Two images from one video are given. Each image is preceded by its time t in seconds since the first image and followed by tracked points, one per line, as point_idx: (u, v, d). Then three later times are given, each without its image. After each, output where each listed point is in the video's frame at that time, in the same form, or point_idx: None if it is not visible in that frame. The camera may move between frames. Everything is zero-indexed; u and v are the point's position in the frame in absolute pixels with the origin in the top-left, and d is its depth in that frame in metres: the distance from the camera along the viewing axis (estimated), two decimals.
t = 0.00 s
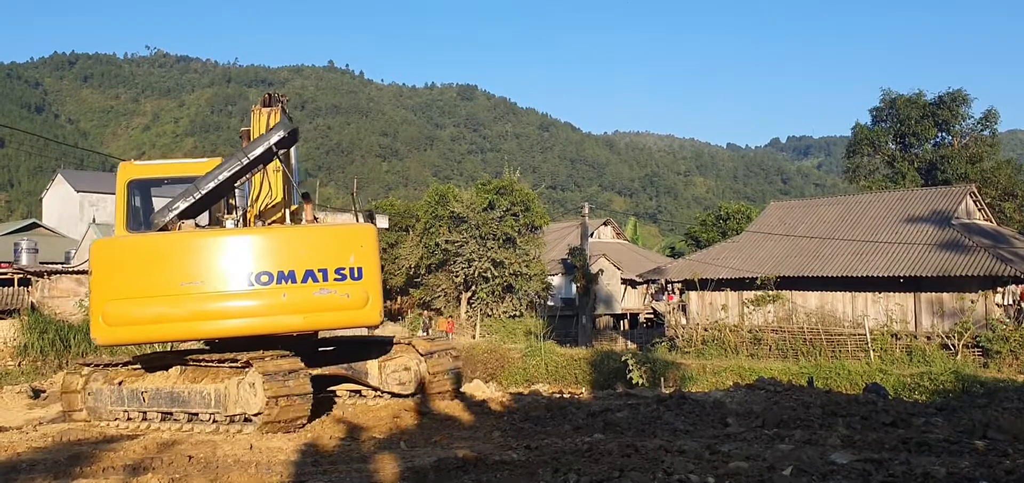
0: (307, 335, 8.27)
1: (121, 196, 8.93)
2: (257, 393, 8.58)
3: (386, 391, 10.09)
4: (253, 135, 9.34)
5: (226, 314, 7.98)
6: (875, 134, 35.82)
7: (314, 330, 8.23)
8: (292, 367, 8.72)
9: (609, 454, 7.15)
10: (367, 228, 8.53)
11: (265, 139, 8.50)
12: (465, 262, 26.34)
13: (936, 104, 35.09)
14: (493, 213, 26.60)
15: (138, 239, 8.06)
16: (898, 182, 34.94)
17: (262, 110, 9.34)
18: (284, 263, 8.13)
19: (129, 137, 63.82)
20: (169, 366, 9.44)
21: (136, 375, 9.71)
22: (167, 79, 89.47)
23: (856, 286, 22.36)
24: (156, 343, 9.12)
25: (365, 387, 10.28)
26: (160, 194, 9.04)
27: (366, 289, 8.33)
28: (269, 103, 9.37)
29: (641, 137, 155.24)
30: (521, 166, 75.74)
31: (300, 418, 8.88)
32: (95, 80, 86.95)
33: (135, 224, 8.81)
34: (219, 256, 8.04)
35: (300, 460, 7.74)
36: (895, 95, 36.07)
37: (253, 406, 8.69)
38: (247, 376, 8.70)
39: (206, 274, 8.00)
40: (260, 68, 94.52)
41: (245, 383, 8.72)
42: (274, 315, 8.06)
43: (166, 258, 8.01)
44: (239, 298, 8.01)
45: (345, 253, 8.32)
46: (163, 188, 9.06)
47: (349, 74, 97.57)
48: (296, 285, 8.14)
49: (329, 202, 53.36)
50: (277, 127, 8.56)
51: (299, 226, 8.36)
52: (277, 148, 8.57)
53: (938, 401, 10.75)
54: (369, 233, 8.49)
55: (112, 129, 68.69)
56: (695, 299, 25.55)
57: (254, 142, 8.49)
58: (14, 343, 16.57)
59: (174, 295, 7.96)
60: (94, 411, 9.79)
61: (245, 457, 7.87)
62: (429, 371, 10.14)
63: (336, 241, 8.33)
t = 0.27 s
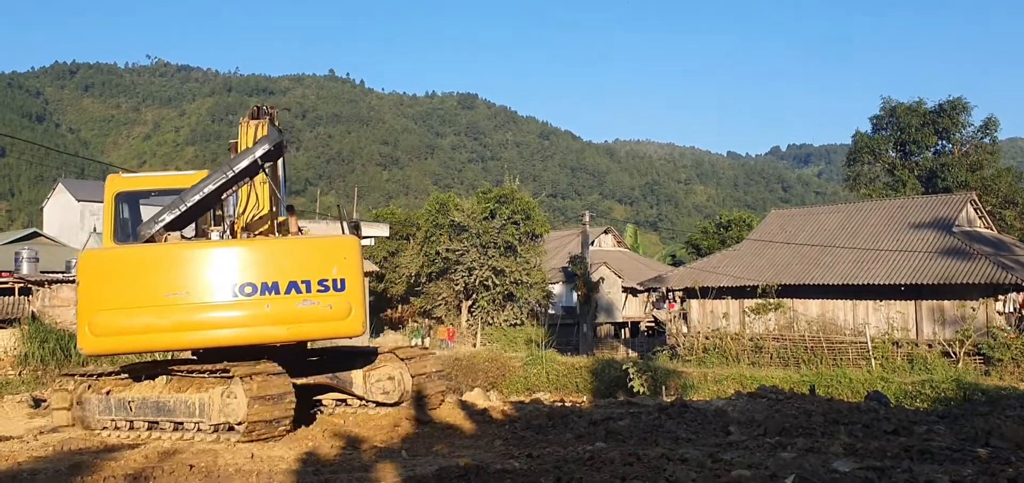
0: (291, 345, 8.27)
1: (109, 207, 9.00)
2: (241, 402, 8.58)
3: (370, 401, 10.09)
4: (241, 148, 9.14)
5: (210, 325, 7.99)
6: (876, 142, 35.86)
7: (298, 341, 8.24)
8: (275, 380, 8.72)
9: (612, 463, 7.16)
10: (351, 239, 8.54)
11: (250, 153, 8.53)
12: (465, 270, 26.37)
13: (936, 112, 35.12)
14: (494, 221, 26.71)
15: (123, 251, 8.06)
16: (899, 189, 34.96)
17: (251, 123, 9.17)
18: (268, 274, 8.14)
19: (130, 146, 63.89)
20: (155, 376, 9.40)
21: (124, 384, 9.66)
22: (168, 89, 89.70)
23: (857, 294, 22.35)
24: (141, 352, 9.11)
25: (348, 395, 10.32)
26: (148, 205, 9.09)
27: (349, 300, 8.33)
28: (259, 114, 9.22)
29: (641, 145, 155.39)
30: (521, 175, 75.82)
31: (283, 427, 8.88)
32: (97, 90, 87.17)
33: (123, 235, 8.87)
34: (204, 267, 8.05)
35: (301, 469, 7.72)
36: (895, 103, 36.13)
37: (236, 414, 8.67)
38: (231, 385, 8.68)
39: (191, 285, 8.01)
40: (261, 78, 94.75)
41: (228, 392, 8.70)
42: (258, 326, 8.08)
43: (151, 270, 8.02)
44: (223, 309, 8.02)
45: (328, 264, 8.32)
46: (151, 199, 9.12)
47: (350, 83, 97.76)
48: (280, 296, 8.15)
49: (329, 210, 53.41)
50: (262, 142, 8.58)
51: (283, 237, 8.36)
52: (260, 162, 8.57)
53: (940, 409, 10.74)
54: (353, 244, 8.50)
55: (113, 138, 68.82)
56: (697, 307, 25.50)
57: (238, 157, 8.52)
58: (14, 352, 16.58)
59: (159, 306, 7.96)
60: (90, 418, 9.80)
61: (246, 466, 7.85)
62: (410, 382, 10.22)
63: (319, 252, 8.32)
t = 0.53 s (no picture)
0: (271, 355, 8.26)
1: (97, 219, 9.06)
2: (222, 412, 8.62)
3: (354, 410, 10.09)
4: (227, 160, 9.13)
5: (191, 335, 7.99)
6: (874, 150, 35.91)
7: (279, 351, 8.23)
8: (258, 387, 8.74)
9: (612, 471, 7.16)
10: (332, 250, 8.53)
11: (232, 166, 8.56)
12: (465, 279, 26.42)
13: (935, 120, 35.15)
14: (494, 229, 26.57)
15: (107, 262, 8.10)
16: (898, 197, 34.99)
17: (236, 136, 9.16)
18: (249, 285, 8.14)
19: (130, 155, 63.98)
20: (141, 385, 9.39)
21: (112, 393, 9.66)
22: (168, 98, 89.88)
23: (857, 302, 22.35)
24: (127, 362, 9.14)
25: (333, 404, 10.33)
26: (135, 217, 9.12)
27: (329, 310, 8.32)
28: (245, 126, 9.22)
29: (640, 153, 155.51)
30: (520, 183, 75.88)
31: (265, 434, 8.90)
32: (97, 99, 87.34)
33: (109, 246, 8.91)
34: (185, 279, 8.06)
35: (301, 478, 7.72)
36: (894, 111, 36.17)
37: (219, 423, 8.71)
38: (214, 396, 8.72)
39: (173, 296, 8.02)
40: (260, 87, 94.93)
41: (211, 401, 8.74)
42: (238, 336, 8.07)
43: (134, 281, 8.04)
44: (203, 319, 8.02)
45: (308, 275, 8.32)
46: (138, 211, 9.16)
47: (350, 92, 97.94)
48: (260, 307, 8.15)
49: (329, 219, 53.43)
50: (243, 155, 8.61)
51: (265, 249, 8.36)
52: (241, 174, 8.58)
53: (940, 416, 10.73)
54: (334, 254, 8.49)
55: (113, 147, 68.91)
56: (697, 315, 25.48)
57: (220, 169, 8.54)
58: (14, 361, 16.55)
59: (142, 317, 7.98)
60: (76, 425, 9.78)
61: (245, 475, 7.84)
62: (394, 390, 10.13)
63: (300, 263, 8.32)
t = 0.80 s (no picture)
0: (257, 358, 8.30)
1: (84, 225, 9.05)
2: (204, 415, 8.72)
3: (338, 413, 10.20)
4: (213, 166, 9.12)
5: (179, 339, 8.03)
6: (874, 152, 35.93)
7: (264, 355, 8.26)
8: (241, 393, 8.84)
9: (613, 474, 7.17)
10: (317, 254, 8.55)
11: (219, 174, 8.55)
12: (466, 281, 26.41)
13: (935, 122, 35.16)
14: (494, 232, 26.64)
15: (96, 267, 8.12)
16: (898, 200, 34.99)
17: (223, 143, 9.15)
18: (235, 289, 8.15)
19: (130, 158, 63.98)
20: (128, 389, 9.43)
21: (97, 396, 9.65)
22: (168, 100, 89.90)
23: (857, 304, 22.35)
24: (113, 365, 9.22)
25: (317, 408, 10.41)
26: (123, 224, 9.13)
27: (314, 313, 8.35)
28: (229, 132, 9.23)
29: (640, 155, 155.35)
30: (520, 185, 75.88)
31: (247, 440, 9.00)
32: (96, 102, 87.38)
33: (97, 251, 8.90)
34: (173, 284, 8.08)
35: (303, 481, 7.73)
36: (894, 113, 36.18)
37: (200, 427, 8.81)
38: (197, 401, 8.83)
39: (161, 301, 8.05)
40: (260, 89, 94.93)
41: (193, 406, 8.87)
42: (225, 341, 8.10)
43: (122, 285, 8.06)
44: (191, 324, 8.05)
45: (294, 279, 8.33)
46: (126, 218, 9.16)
47: (350, 95, 97.97)
48: (246, 312, 8.16)
49: (329, 221, 53.42)
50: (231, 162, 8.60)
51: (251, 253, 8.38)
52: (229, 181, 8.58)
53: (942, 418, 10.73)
54: (319, 259, 8.50)
55: (113, 150, 68.93)
56: (697, 317, 25.45)
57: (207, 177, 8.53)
58: (15, 364, 16.54)
59: (129, 321, 8.01)
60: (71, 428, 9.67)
61: (247, 477, 7.85)
62: (378, 395, 10.10)
63: (286, 267, 8.34)
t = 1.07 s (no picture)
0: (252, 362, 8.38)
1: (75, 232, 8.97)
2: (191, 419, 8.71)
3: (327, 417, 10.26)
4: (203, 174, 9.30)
5: (174, 344, 8.07)
6: (877, 156, 35.92)
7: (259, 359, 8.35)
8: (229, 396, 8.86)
9: (616, 478, 7.19)
10: (310, 259, 8.63)
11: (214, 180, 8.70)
12: (469, 285, 26.41)
13: (938, 126, 35.15)
14: (496, 236, 26.50)
15: (90, 271, 8.10)
16: (901, 204, 34.97)
17: (210, 152, 9.32)
18: (230, 294, 8.22)
19: (133, 161, 64.06)
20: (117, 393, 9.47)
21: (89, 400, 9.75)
22: (171, 104, 90.02)
23: (859, 308, 22.34)
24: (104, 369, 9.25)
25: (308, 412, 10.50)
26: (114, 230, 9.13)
27: (308, 318, 8.45)
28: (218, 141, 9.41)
29: (643, 158, 155.35)
30: (523, 189, 75.92)
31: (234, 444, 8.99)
32: (100, 105, 87.51)
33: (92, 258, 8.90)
34: (168, 288, 8.11)
35: None
36: (896, 117, 36.16)
37: (188, 431, 8.82)
38: (184, 404, 8.83)
39: (157, 305, 8.07)
40: (264, 93, 95.05)
41: (180, 410, 8.86)
42: (221, 345, 8.17)
43: (118, 290, 8.06)
44: (186, 329, 8.09)
45: (288, 285, 8.42)
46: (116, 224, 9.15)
47: (353, 98, 98.06)
48: (241, 316, 8.23)
49: (331, 225, 53.46)
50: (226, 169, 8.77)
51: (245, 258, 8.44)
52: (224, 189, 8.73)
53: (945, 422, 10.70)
54: (312, 264, 8.59)
55: (116, 153, 69.02)
56: (700, 322, 25.46)
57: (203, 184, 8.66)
58: (19, 367, 16.57)
59: (125, 325, 8.02)
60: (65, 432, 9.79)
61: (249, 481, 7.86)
62: (366, 400, 10.10)
63: (281, 273, 8.42)
